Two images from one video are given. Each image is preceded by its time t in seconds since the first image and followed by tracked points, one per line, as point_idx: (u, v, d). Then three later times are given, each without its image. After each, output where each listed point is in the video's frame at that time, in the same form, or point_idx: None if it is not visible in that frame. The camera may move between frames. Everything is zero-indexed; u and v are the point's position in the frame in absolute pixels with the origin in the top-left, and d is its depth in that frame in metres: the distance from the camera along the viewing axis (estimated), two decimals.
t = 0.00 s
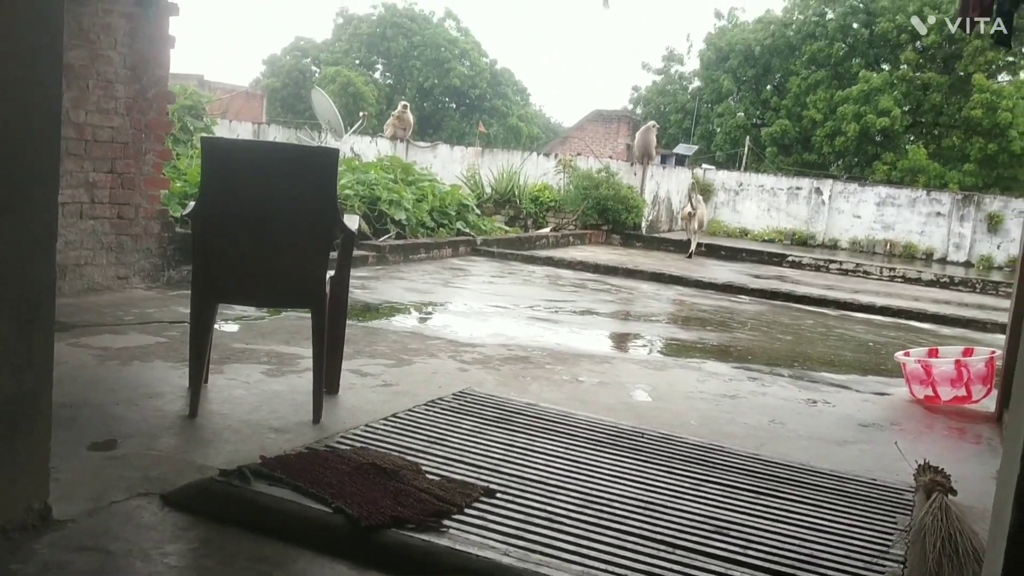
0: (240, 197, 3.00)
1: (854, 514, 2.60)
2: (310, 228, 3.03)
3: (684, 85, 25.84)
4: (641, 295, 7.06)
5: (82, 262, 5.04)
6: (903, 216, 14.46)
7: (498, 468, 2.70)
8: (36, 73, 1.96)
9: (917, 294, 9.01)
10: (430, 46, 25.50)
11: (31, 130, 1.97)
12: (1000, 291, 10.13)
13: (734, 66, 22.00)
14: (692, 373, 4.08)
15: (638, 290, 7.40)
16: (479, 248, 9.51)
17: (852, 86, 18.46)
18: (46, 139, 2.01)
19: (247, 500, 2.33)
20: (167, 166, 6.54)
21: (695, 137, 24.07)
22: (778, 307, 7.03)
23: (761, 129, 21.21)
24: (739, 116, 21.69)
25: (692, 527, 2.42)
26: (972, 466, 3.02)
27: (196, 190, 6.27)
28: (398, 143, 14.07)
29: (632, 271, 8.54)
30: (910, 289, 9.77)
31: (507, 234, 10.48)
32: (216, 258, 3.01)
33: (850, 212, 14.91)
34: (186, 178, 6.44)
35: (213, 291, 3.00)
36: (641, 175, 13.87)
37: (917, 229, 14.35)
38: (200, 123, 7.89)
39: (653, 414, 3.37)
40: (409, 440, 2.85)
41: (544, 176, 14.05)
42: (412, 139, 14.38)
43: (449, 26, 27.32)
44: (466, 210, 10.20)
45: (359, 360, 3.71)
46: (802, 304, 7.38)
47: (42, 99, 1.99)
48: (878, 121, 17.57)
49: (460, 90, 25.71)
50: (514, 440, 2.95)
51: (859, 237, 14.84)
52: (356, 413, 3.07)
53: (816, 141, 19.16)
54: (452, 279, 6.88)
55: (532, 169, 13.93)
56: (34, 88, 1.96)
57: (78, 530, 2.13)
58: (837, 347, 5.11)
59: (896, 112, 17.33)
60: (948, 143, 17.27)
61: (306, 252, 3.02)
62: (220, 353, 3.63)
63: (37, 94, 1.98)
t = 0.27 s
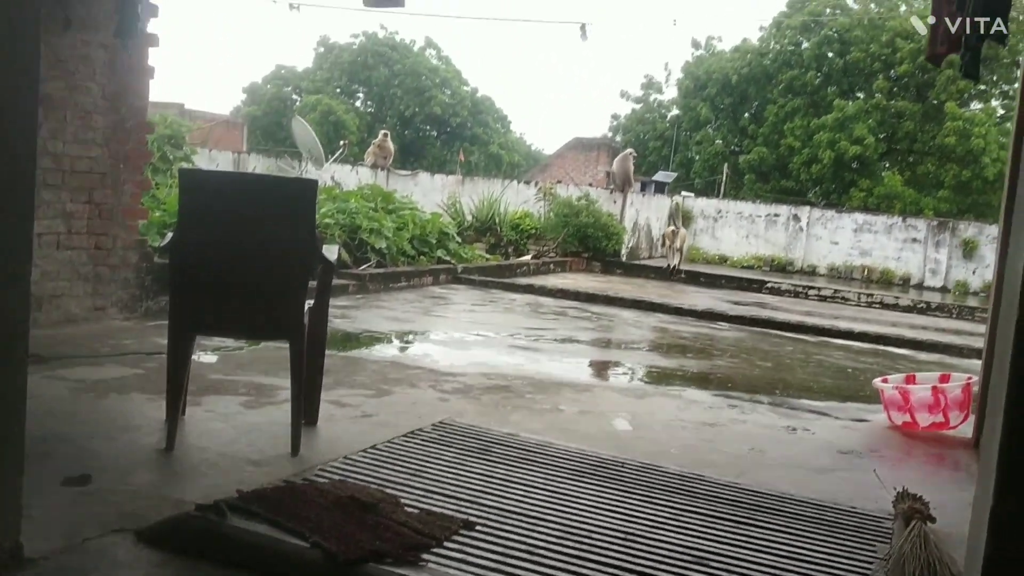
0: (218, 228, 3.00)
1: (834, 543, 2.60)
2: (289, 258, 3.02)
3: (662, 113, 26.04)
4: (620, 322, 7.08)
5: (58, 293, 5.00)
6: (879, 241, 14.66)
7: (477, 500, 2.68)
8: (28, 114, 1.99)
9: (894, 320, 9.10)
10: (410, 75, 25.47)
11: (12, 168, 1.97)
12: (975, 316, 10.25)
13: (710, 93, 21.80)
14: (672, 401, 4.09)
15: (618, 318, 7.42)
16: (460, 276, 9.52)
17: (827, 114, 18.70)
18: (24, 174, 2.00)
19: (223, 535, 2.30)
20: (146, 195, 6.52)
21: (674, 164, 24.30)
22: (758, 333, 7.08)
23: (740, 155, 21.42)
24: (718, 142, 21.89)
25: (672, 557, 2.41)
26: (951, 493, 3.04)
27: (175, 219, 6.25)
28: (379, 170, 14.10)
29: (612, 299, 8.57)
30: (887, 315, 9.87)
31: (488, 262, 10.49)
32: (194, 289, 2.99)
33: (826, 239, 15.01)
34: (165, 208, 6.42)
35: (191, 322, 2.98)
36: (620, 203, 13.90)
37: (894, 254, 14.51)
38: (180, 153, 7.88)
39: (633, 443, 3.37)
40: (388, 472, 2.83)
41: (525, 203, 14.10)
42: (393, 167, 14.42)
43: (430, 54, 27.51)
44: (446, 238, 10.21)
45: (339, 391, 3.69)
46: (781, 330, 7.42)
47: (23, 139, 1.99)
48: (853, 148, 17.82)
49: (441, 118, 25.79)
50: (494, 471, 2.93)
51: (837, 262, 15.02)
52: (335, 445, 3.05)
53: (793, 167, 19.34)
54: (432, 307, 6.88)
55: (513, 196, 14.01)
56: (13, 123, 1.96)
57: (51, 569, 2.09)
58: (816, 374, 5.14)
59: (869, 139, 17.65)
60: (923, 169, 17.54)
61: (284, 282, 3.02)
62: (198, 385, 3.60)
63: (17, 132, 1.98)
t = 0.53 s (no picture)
0: (197, 254, 2.98)
1: (815, 565, 2.59)
2: (268, 284, 3.02)
3: (642, 137, 26.31)
4: (601, 347, 7.09)
5: (35, 321, 4.96)
6: (857, 263, 14.81)
7: (458, 527, 2.67)
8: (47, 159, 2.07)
9: (873, 341, 9.16)
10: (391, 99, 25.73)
11: None
12: (953, 337, 10.33)
13: (689, 118, 22.07)
14: (653, 424, 4.09)
15: (600, 341, 7.44)
16: (441, 300, 9.52)
17: (805, 138, 18.92)
18: None
19: (200, 565, 2.27)
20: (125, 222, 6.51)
21: (655, 187, 24.50)
22: (738, 356, 7.11)
23: (720, 178, 21.61)
24: (697, 166, 22.09)
25: None
26: (931, 514, 3.05)
27: (154, 245, 6.23)
28: (360, 196, 14.12)
29: (593, 322, 8.59)
30: (866, 337, 9.93)
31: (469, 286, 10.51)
32: (172, 316, 2.97)
33: (808, 261, 15.24)
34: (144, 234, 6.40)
35: (170, 349, 2.96)
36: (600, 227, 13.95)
37: (873, 275, 14.64)
38: (159, 179, 7.87)
39: (614, 468, 3.37)
40: (368, 500, 2.81)
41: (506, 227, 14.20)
42: (374, 192, 14.43)
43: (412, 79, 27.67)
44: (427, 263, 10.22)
45: (318, 418, 3.67)
46: (761, 352, 7.46)
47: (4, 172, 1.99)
48: (830, 171, 18.04)
49: (423, 142, 25.88)
50: (475, 497, 2.92)
51: (816, 284, 15.16)
52: (314, 472, 3.03)
53: (772, 190, 19.52)
54: (413, 332, 6.87)
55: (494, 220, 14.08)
56: None
57: None
58: (796, 396, 5.16)
59: (845, 163, 17.91)
60: (900, 192, 17.77)
61: (264, 308, 3.01)
62: (175, 413, 3.57)
63: None
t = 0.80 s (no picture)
0: (181, 274, 2.98)
1: None
2: (252, 303, 3.01)
3: (629, 152, 26.52)
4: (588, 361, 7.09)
5: (18, 338, 4.93)
6: (842, 276, 14.90)
7: (444, 543, 2.66)
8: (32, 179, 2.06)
9: (858, 354, 9.22)
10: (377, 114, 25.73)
11: None
12: (937, 350, 10.40)
13: (675, 133, 22.21)
14: (640, 439, 4.09)
15: (586, 356, 7.45)
16: (428, 315, 9.51)
17: (788, 152, 19.06)
18: None
19: None
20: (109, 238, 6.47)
21: (641, 202, 24.63)
22: (724, 370, 7.13)
23: (705, 192, 21.72)
24: (682, 180, 22.20)
25: None
26: (916, 527, 3.06)
27: (138, 261, 6.20)
28: (347, 211, 14.11)
29: (580, 336, 8.60)
30: (850, 350, 9.99)
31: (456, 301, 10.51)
32: (156, 335, 2.97)
33: (792, 274, 15.29)
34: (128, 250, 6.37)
35: (153, 368, 2.95)
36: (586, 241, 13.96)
37: (857, 288, 14.74)
38: (145, 195, 7.84)
39: (601, 483, 3.36)
40: (354, 517, 2.80)
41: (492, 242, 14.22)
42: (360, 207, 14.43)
43: (398, 94, 27.74)
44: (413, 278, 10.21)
45: (304, 435, 3.65)
46: (747, 366, 7.48)
47: None
48: (814, 184, 18.17)
49: (410, 156, 25.92)
50: (461, 514, 2.91)
51: (801, 297, 15.25)
52: (299, 490, 3.01)
53: (757, 204, 19.63)
54: (399, 348, 6.85)
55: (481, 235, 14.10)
56: None
57: None
58: (782, 409, 5.18)
59: (829, 176, 18.04)
60: (884, 205, 17.93)
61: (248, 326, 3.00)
62: (159, 431, 3.54)
63: None
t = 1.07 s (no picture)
0: (175, 282, 2.97)
1: None
2: (247, 310, 3.01)
3: (622, 158, 26.58)
4: (583, 366, 7.10)
5: (11, 345, 4.92)
6: (836, 281, 14.93)
7: (440, 549, 2.65)
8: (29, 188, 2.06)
9: (852, 359, 9.23)
10: (371, 120, 25.75)
11: None
12: (931, 354, 10.42)
13: (669, 138, 22.29)
14: (635, 444, 4.09)
15: (581, 361, 7.45)
16: (422, 321, 9.51)
17: (782, 157, 19.12)
18: None
19: None
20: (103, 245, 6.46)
21: (635, 207, 24.66)
22: (719, 375, 7.14)
23: (699, 198, 21.77)
24: (676, 185, 22.26)
25: None
26: (911, 531, 3.07)
27: (133, 268, 6.19)
28: (341, 218, 14.12)
29: (574, 342, 8.61)
30: (845, 355, 10.01)
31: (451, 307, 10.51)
32: (150, 343, 2.96)
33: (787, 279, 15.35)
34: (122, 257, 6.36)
35: (148, 375, 2.95)
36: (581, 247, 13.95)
37: (851, 293, 14.77)
38: (139, 202, 7.84)
39: (597, 488, 3.36)
40: (349, 523, 2.79)
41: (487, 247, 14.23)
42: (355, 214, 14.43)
43: (393, 100, 27.77)
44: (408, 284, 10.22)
45: (299, 441, 3.65)
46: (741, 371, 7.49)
47: None
48: (807, 189, 18.21)
49: (404, 162, 25.93)
50: (457, 519, 2.91)
51: (795, 302, 15.28)
52: (294, 496, 3.00)
53: (751, 209, 19.68)
54: (394, 354, 6.85)
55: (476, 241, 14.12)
56: None
57: None
58: (777, 414, 5.18)
59: (823, 181, 18.07)
60: (877, 210, 17.98)
61: (243, 333, 3.00)
62: (154, 437, 3.54)
63: None
